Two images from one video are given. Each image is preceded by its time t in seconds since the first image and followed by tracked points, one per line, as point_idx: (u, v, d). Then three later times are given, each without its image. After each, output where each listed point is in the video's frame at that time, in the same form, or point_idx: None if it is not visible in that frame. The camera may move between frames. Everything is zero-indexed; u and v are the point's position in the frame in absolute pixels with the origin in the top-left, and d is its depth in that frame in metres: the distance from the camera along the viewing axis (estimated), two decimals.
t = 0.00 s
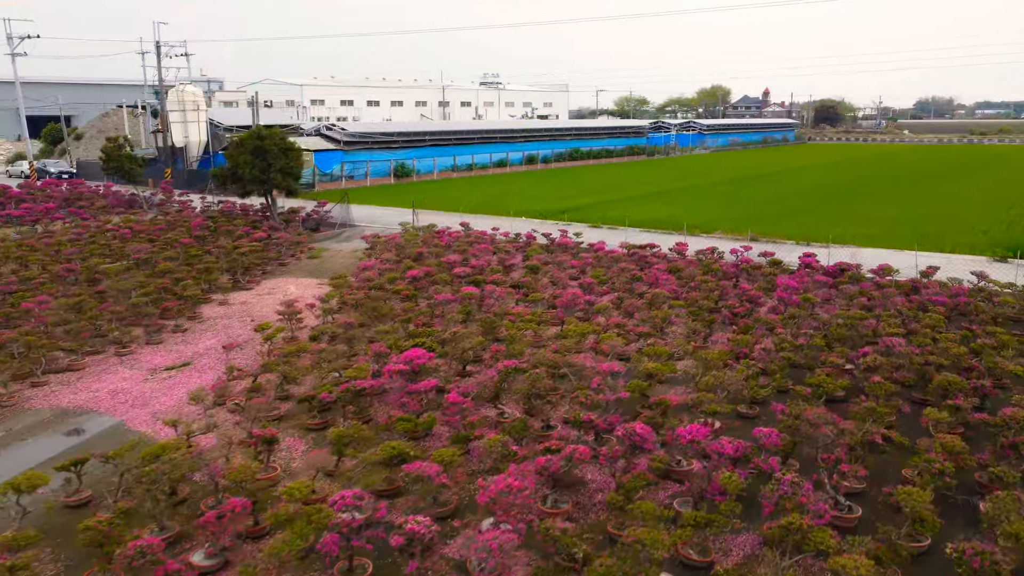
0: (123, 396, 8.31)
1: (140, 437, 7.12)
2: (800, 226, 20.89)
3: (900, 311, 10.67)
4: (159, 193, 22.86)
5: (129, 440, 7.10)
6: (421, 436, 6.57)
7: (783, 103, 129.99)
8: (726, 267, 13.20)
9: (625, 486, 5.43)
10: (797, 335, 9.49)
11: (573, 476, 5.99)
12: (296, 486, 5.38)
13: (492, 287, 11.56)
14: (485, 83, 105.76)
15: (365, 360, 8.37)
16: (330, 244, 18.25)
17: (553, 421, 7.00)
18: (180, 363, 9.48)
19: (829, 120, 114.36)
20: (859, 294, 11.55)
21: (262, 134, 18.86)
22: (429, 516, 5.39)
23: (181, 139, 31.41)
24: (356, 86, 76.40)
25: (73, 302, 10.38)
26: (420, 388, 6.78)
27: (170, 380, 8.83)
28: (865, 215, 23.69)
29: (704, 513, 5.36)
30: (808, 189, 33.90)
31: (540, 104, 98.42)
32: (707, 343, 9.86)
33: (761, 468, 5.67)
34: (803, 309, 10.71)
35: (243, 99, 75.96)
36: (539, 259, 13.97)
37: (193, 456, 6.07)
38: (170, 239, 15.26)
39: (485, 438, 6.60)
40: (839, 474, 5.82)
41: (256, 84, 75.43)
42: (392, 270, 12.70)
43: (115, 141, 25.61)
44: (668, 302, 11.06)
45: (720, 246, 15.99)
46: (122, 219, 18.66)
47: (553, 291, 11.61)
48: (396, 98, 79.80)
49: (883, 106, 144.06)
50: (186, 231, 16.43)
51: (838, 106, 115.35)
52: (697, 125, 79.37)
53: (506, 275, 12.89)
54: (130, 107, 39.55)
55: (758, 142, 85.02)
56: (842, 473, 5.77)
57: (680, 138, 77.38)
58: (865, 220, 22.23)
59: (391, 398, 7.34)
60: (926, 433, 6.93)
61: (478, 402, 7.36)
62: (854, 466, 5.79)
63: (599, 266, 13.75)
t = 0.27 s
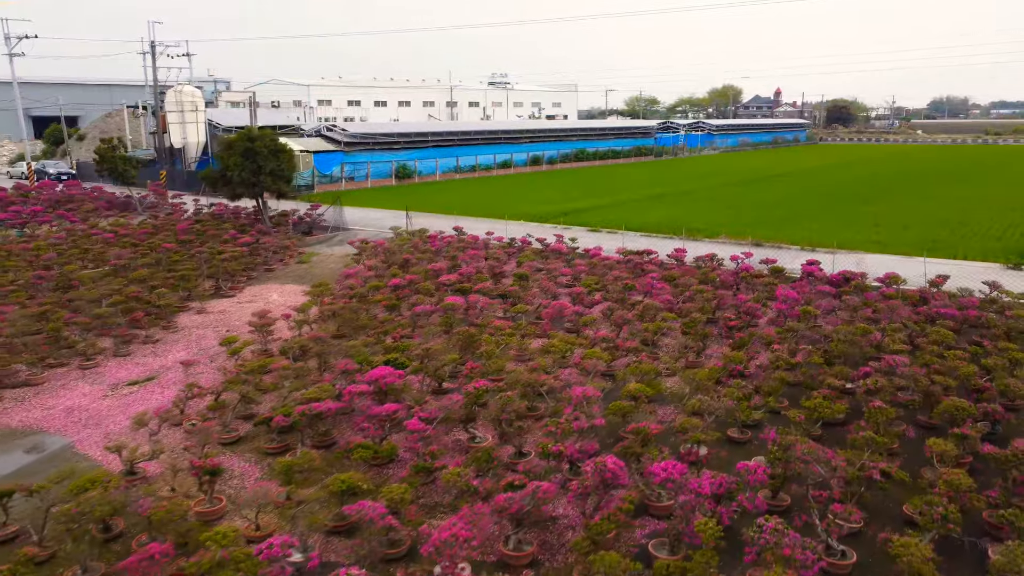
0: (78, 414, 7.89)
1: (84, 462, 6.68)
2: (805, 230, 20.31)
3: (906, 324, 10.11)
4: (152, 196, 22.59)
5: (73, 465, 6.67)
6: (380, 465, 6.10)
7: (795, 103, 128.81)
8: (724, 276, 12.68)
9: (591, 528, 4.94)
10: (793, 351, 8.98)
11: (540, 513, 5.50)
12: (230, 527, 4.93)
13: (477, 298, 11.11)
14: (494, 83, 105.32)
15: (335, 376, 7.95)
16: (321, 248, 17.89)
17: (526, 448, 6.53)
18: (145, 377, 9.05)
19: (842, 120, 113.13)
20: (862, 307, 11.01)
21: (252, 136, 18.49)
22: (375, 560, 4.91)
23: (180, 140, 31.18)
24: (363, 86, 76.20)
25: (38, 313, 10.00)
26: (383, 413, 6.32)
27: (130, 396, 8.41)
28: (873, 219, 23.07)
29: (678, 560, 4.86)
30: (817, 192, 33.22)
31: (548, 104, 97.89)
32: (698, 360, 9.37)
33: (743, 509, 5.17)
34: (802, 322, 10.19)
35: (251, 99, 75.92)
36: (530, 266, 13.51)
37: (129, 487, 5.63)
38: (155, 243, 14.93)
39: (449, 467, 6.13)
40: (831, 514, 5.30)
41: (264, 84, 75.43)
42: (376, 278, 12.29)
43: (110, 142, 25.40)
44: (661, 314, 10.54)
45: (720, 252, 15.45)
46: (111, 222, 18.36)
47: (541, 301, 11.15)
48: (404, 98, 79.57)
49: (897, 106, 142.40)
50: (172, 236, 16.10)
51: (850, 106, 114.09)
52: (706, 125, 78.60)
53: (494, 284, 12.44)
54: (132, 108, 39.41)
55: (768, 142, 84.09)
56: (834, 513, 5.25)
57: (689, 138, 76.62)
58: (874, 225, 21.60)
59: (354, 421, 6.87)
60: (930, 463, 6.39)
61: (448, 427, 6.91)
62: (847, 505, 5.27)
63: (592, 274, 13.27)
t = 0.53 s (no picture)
0: (28, 432, 7.50)
1: (20, 491, 6.25)
2: (810, 235, 19.72)
3: (912, 338, 9.55)
4: (146, 198, 22.32)
5: (9, 493, 6.25)
6: (330, 499, 5.65)
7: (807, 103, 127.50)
8: (721, 285, 12.15)
9: None
10: (790, 368, 8.45)
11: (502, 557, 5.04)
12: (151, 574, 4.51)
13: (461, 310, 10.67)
14: (503, 82, 104.86)
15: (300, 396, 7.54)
16: (311, 252, 17.55)
17: (493, 478, 6.07)
18: (106, 391, 8.65)
19: (854, 120, 111.82)
20: (866, 320, 10.44)
21: (242, 137, 18.12)
22: None
23: (178, 140, 30.94)
24: (371, 86, 75.99)
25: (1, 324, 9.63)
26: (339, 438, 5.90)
27: (87, 412, 8.01)
28: (882, 222, 22.43)
29: None
30: (826, 194, 32.50)
31: (557, 104, 97.33)
32: (689, 378, 8.87)
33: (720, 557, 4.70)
34: (801, 336, 9.66)
35: (258, 99, 75.92)
36: (521, 273, 13.03)
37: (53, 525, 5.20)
38: (138, 248, 14.60)
39: (407, 500, 5.66)
40: (821, 565, 4.78)
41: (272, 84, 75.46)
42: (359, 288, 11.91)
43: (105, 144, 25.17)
44: (652, 325, 10.04)
45: (719, 259, 14.93)
46: (100, 225, 18.08)
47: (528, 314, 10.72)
48: (412, 98, 79.28)
49: (911, 106, 140.69)
50: (158, 240, 15.77)
51: (863, 106, 112.75)
52: (716, 125, 77.74)
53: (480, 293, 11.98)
54: (133, 108, 39.26)
55: (779, 142, 83.10)
56: (825, 565, 4.73)
57: (698, 139, 75.78)
58: (882, 229, 20.97)
59: (310, 447, 6.41)
60: (933, 499, 5.84)
61: (412, 454, 6.45)
62: (837, 556, 4.76)
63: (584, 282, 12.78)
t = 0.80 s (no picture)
0: None
1: None
2: (815, 240, 19.19)
3: (917, 354, 9.01)
4: (138, 198, 21.98)
5: None
6: (273, 538, 5.20)
7: (818, 103, 126.26)
8: (718, 296, 11.60)
9: None
10: (785, 388, 7.91)
11: None
12: None
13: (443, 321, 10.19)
14: (512, 83, 104.33)
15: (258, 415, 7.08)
16: (301, 255, 17.22)
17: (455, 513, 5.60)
18: (63, 406, 8.24)
19: (866, 120, 110.55)
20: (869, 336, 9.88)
21: (231, 138, 17.74)
22: None
23: (175, 140, 30.65)
24: (378, 86, 75.71)
25: None
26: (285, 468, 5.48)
27: (38, 430, 7.60)
28: (891, 226, 21.78)
29: None
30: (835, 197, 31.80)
31: (565, 104, 96.68)
32: (678, 397, 8.36)
33: None
34: (800, 353, 9.12)
35: (265, 99, 75.77)
36: (510, 281, 12.54)
37: None
38: (120, 252, 14.23)
39: (356, 539, 5.19)
40: None
41: (278, 84, 75.34)
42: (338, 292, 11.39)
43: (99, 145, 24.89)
44: (641, 338, 9.55)
45: (718, 266, 14.43)
46: (88, 228, 17.74)
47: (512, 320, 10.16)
48: (419, 98, 78.91)
49: (924, 106, 139.05)
50: (142, 243, 15.40)
51: (875, 105, 111.47)
52: (725, 125, 76.95)
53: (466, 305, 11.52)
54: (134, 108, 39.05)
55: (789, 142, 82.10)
56: None
57: (707, 139, 75.00)
58: (890, 234, 20.39)
59: (261, 475, 5.96)
60: (936, 542, 5.32)
61: (369, 484, 5.98)
62: None
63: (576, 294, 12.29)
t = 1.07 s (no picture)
0: None
1: None
2: (819, 244, 18.65)
3: (922, 371, 8.48)
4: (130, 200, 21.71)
5: None
6: None
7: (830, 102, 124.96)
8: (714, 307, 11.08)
9: None
10: (777, 409, 7.41)
11: None
12: None
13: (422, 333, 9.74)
14: (520, 82, 103.85)
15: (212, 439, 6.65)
16: (291, 259, 16.85)
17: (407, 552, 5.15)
18: (16, 423, 7.86)
19: (878, 120, 109.24)
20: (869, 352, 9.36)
21: (219, 139, 17.33)
22: None
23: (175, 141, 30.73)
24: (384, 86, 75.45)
25: None
26: (224, 504, 5.12)
27: None
28: (899, 230, 21.19)
29: None
30: (843, 198, 31.12)
31: (573, 104, 96.09)
32: (665, 415, 7.84)
33: None
34: (796, 371, 8.61)
35: (272, 99, 75.73)
36: (497, 288, 12.07)
37: None
38: (100, 257, 13.87)
39: None
40: None
41: (285, 84, 75.24)
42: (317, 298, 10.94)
43: (93, 145, 24.68)
44: (629, 352, 9.06)
45: (716, 272, 13.94)
46: (74, 231, 17.46)
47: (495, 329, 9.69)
48: (426, 97, 78.52)
49: (938, 105, 137.31)
50: (125, 248, 15.07)
51: (888, 104, 110.14)
52: (734, 125, 76.14)
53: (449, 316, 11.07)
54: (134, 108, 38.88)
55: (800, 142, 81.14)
56: None
57: (716, 138, 74.21)
58: (899, 238, 19.80)
59: (202, 508, 5.53)
60: None
61: (320, 516, 5.53)
62: None
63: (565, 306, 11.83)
